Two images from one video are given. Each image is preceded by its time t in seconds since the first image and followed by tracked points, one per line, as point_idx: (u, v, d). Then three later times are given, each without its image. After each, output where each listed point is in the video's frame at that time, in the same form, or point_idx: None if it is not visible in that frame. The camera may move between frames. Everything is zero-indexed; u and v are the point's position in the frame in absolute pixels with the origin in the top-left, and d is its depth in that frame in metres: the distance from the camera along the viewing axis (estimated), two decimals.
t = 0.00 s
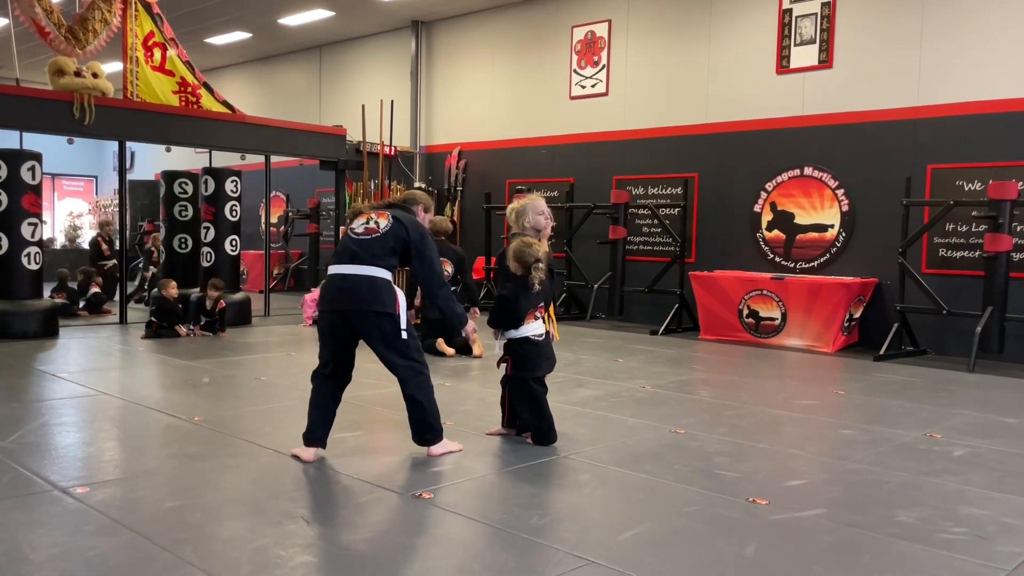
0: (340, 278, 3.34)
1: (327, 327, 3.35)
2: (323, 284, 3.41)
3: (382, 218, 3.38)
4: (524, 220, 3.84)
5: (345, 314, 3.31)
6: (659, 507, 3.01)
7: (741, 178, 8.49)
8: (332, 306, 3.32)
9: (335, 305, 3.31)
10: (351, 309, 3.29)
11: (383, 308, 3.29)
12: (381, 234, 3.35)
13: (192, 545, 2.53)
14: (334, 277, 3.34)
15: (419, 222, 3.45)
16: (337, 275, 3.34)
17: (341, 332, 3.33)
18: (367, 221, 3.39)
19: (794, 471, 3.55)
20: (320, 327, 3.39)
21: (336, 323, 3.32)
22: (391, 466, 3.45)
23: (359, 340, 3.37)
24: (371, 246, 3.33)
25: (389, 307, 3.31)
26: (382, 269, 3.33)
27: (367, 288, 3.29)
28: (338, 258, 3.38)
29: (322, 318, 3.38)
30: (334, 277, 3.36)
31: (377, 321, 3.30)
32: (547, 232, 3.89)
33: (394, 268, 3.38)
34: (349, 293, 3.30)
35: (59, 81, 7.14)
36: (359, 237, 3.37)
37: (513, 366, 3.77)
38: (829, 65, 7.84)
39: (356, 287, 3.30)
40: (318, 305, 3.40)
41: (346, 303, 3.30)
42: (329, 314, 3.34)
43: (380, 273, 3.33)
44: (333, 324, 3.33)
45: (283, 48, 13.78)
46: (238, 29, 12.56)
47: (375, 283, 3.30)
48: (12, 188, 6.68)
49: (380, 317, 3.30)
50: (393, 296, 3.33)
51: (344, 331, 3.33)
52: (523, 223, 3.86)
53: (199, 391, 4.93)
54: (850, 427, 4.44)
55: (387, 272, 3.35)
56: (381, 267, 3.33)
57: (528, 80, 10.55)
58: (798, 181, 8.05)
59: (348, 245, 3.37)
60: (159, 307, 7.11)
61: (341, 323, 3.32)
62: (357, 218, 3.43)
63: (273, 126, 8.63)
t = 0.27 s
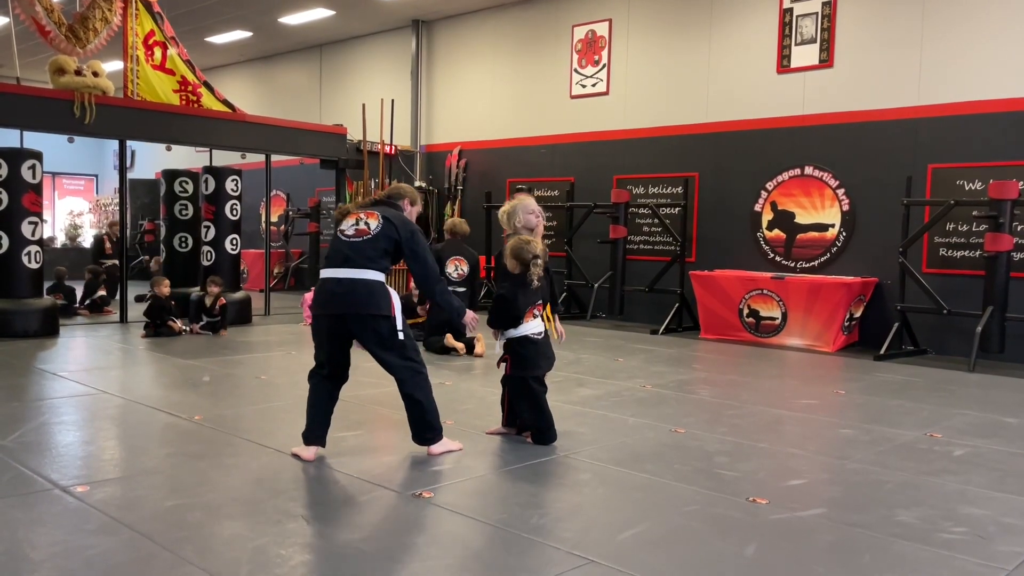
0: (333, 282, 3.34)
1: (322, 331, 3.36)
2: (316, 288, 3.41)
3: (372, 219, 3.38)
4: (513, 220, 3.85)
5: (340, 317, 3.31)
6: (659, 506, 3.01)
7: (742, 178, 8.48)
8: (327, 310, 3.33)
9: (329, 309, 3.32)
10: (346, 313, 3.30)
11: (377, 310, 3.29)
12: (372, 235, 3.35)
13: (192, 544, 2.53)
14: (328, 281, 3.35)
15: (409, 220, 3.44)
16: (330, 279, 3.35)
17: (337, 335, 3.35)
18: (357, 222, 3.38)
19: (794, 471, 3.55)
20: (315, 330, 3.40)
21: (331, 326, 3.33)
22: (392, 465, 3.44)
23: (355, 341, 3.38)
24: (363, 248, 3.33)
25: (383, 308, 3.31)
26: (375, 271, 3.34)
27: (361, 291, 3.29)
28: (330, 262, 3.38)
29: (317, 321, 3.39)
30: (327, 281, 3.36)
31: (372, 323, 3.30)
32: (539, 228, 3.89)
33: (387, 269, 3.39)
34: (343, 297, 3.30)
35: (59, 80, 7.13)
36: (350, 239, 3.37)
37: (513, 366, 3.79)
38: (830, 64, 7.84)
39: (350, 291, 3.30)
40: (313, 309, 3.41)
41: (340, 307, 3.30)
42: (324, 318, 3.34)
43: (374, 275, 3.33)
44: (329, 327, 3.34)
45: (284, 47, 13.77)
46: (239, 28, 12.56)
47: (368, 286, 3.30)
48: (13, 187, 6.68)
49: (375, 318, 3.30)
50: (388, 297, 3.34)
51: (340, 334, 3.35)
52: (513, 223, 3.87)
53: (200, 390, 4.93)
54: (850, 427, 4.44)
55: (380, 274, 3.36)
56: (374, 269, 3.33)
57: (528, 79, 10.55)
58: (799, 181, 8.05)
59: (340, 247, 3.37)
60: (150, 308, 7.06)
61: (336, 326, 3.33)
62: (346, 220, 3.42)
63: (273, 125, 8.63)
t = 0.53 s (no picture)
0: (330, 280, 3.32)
1: (320, 328, 3.35)
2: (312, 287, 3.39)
3: (370, 218, 3.36)
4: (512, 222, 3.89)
5: (337, 315, 3.30)
6: (659, 505, 3.01)
7: (742, 177, 8.47)
8: (323, 308, 3.31)
9: (325, 306, 3.30)
10: (341, 311, 3.28)
11: (373, 309, 3.27)
12: (370, 234, 3.33)
13: (192, 543, 2.53)
14: (325, 279, 3.32)
15: (408, 220, 3.43)
16: (327, 276, 3.33)
17: (334, 332, 3.33)
18: (355, 221, 3.37)
19: (794, 470, 3.55)
20: (312, 327, 3.39)
21: (328, 324, 3.32)
22: (392, 464, 3.44)
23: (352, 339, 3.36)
24: (360, 246, 3.31)
25: (380, 307, 3.28)
26: (372, 270, 3.32)
27: (358, 289, 3.27)
28: (327, 260, 3.36)
29: (314, 319, 3.38)
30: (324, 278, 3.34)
31: (369, 321, 3.28)
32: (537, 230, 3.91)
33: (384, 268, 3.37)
34: (339, 295, 3.28)
35: (60, 79, 7.13)
36: (348, 237, 3.35)
37: (514, 364, 3.78)
38: (831, 64, 7.83)
39: (346, 289, 3.28)
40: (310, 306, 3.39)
41: (336, 305, 3.28)
42: (320, 316, 3.33)
43: (370, 273, 3.31)
44: (326, 325, 3.33)
45: (284, 46, 13.77)
46: (239, 27, 12.56)
47: (365, 284, 3.28)
48: (13, 185, 6.68)
49: (371, 317, 3.28)
50: (385, 296, 3.32)
51: (337, 332, 3.33)
52: (512, 224, 3.90)
53: (200, 389, 4.93)
54: (850, 426, 4.44)
55: (377, 273, 3.34)
56: (371, 267, 3.31)
57: (529, 78, 10.54)
58: (799, 180, 8.04)
59: (337, 246, 3.35)
60: (147, 307, 7.04)
61: (333, 324, 3.32)
62: (345, 218, 3.40)
63: (273, 124, 8.63)
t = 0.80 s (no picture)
0: (350, 274, 3.33)
1: (336, 323, 3.35)
2: (332, 281, 3.40)
3: (391, 214, 3.38)
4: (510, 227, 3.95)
5: (355, 311, 3.31)
6: (660, 505, 3.02)
7: (743, 176, 8.47)
8: (342, 302, 3.32)
9: (344, 301, 3.32)
10: (360, 306, 3.29)
11: (393, 304, 3.29)
12: (392, 230, 3.35)
13: (192, 542, 2.53)
14: (346, 273, 3.34)
15: (428, 218, 3.45)
16: (348, 271, 3.34)
17: (350, 327, 3.34)
18: (377, 217, 3.38)
19: (795, 470, 3.55)
20: (329, 322, 3.39)
21: (345, 319, 3.33)
22: (392, 463, 3.44)
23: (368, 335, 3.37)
24: (381, 242, 3.33)
25: (399, 303, 3.30)
26: (392, 265, 3.33)
27: (378, 285, 3.28)
28: (348, 254, 3.38)
29: (332, 313, 3.38)
30: (343, 272, 3.35)
31: (386, 317, 3.30)
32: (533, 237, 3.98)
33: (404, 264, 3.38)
34: (358, 290, 3.29)
35: (60, 78, 7.13)
36: (370, 232, 3.36)
37: (513, 363, 3.77)
38: (832, 63, 7.82)
39: (366, 284, 3.29)
40: (327, 301, 3.40)
41: (356, 300, 3.29)
42: (339, 311, 3.34)
43: (390, 269, 3.32)
44: (342, 320, 3.33)
45: (284, 45, 13.76)
46: (240, 26, 12.55)
47: (385, 280, 3.30)
48: (13, 184, 6.68)
49: (389, 314, 3.30)
50: (404, 292, 3.33)
51: (353, 328, 3.34)
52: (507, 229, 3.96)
53: (200, 388, 4.93)
54: (851, 426, 4.44)
55: (397, 269, 3.35)
56: (391, 263, 3.32)
57: (529, 78, 10.54)
58: (800, 179, 8.04)
59: (359, 240, 3.36)
60: (146, 305, 7.03)
61: (351, 320, 3.33)
62: (366, 215, 3.42)
63: (274, 122, 8.64)
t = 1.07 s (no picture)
0: (357, 271, 3.34)
1: (341, 320, 3.35)
2: (338, 278, 3.42)
3: (400, 213, 3.40)
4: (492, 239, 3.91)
5: (360, 308, 3.31)
6: (659, 504, 3.02)
7: (743, 176, 8.46)
8: (347, 299, 3.33)
9: (350, 298, 3.32)
10: (366, 303, 3.30)
11: (397, 302, 3.29)
12: (399, 228, 3.36)
13: (192, 540, 2.54)
14: (352, 270, 3.35)
15: (436, 218, 3.47)
16: (356, 267, 3.36)
17: (354, 324, 3.34)
18: (385, 215, 3.41)
19: (795, 469, 3.55)
20: (333, 319, 3.40)
21: (350, 316, 3.33)
22: (392, 462, 3.45)
23: (372, 333, 3.37)
24: (389, 239, 3.34)
25: (404, 301, 3.30)
26: (398, 263, 3.33)
27: (383, 282, 3.29)
28: (356, 252, 3.39)
29: (337, 310, 3.38)
30: (350, 269, 3.36)
31: (390, 315, 3.30)
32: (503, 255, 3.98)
33: (410, 263, 3.39)
34: (364, 286, 3.30)
35: (60, 76, 7.13)
36: (377, 230, 3.39)
37: (510, 365, 3.77)
38: (833, 62, 7.82)
39: (371, 281, 3.30)
40: (332, 297, 3.40)
41: (361, 297, 3.30)
42: (344, 308, 3.34)
43: (396, 267, 3.33)
44: (347, 317, 3.34)
45: (285, 44, 13.76)
46: (240, 24, 12.54)
47: (391, 278, 3.30)
48: (14, 182, 6.68)
49: (394, 312, 3.30)
50: (409, 290, 3.33)
51: (356, 326, 3.34)
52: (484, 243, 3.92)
53: (201, 386, 4.93)
54: (850, 425, 4.44)
55: (403, 267, 3.35)
56: (397, 261, 3.33)
57: (529, 77, 10.53)
58: (800, 178, 8.03)
59: (366, 238, 3.38)
60: (146, 304, 7.03)
61: (355, 317, 3.33)
62: (374, 213, 3.45)
63: (274, 122, 8.64)
